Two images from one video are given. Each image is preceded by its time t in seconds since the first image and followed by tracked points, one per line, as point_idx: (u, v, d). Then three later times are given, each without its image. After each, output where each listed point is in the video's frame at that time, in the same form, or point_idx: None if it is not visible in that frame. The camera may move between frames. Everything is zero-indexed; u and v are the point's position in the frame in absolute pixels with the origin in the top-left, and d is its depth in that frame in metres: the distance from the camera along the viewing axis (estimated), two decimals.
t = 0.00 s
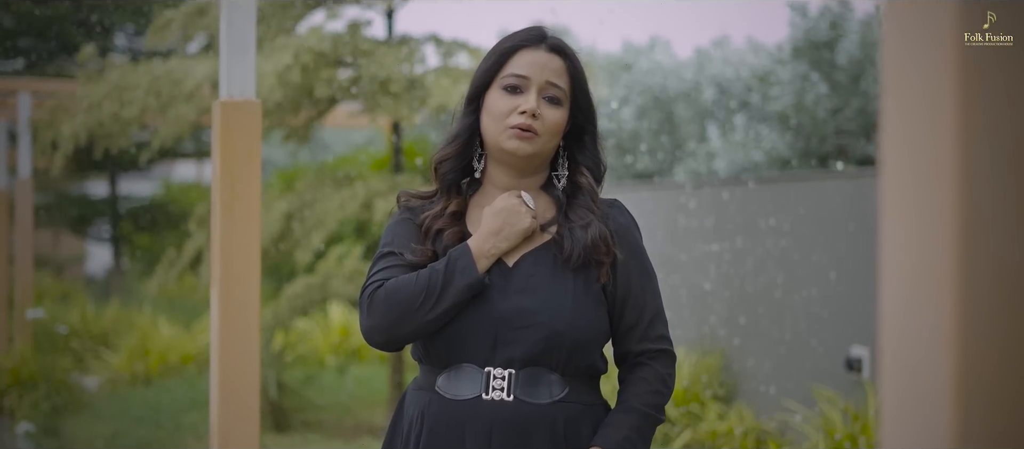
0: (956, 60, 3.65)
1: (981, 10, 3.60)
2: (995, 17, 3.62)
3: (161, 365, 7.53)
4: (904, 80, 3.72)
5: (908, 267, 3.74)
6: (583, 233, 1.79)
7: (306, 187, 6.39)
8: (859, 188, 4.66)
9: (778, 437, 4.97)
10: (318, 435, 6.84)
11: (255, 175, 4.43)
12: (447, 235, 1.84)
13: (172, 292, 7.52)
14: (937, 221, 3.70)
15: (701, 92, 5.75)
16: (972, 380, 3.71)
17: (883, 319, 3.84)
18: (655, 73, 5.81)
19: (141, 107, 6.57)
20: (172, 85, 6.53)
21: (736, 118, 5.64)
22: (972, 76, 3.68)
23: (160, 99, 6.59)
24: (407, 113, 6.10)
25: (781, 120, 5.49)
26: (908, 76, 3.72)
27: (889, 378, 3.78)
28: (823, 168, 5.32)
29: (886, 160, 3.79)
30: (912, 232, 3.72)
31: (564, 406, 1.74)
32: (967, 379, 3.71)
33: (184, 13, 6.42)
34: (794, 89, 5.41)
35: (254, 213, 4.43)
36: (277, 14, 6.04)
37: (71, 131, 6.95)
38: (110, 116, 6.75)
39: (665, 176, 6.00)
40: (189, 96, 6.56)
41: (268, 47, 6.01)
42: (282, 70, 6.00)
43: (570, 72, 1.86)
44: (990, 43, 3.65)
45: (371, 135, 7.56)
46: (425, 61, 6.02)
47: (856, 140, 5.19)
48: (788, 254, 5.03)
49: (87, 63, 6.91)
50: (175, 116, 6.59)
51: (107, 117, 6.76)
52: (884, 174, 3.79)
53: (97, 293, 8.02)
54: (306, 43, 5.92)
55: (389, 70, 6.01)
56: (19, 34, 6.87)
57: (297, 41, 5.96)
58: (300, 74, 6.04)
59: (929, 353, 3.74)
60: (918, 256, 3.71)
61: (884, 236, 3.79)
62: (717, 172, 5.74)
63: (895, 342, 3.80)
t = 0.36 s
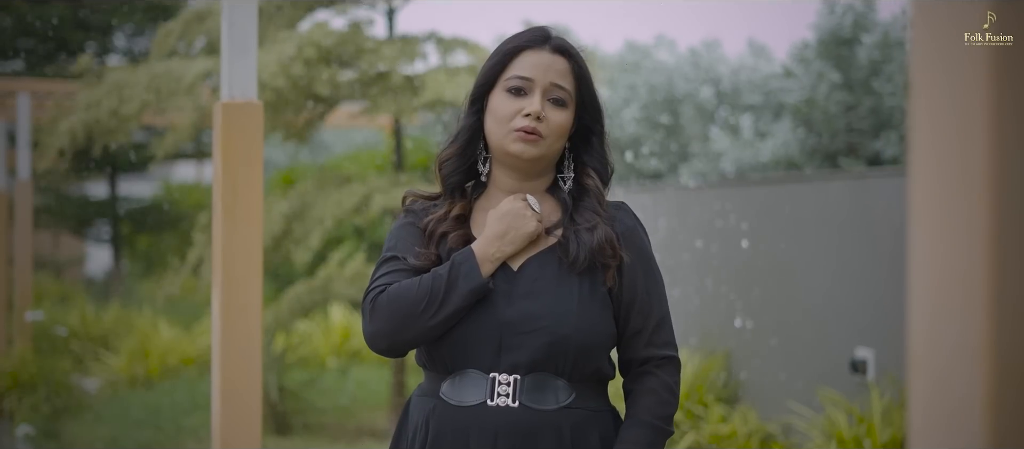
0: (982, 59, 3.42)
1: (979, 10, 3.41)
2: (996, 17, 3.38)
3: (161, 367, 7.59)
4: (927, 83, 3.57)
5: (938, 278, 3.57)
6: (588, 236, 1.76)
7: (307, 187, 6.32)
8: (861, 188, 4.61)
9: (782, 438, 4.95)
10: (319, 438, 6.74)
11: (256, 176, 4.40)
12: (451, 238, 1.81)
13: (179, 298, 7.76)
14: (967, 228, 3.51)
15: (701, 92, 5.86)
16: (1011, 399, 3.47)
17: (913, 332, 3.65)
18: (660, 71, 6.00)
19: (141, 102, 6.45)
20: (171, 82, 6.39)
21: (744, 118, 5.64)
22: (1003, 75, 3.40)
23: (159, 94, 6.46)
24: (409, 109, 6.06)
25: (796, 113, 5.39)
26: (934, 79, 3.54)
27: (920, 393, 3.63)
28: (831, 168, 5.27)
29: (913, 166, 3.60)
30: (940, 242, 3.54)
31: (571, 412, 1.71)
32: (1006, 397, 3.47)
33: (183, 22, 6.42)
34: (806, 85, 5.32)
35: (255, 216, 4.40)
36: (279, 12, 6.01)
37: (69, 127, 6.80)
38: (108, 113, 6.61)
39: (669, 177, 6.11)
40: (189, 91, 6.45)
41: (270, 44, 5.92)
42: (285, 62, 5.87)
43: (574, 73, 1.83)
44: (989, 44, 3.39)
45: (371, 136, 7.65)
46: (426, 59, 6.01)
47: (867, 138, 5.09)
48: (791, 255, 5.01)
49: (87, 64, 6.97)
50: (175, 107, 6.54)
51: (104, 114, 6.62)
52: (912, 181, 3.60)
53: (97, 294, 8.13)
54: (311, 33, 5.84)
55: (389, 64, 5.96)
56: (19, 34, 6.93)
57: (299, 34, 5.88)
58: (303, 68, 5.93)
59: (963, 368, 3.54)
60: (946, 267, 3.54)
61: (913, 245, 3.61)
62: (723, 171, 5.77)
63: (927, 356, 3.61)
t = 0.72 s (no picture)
0: (984, 59, 3.41)
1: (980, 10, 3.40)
2: (996, 17, 3.37)
3: (160, 369, 7.54)
4: (929, 85, 3.57)
5: (941, 280, 3.55)
6: (585, 236, 1.75)
7: (307, 189, 6.32)
8: (863, 187, 4.59)
9: (782, 440, 4.93)
10: (318, 440, 6.71)
11: (254, 177, 4.39)
12: (449, 241, 1.80)
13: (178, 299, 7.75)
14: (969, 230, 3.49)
15: (708, 90, 5.72)
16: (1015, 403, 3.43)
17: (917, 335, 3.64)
18: (670, 69, 5.83)
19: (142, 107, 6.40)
20: (172, 86, 6.35)
21: (757, 118, 5.47)
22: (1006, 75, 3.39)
23: (160, 100, 6.42)
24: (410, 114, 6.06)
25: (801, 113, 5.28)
26: (937, 81, 3.55)
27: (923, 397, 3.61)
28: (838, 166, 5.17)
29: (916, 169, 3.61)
30: (942, 244, 3.53)
31: (571, 413, 1.70)
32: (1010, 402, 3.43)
33: (182, 19, 6.37)
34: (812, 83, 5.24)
35: (253, 217, 4.39)
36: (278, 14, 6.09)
37: (68, 128, 6.74)
38: (108, 115, 6.55)
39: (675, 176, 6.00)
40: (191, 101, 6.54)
41: (268, 54, 5.98)
42: (283, 79, 5.94)
43: (570, 72, 1.81)
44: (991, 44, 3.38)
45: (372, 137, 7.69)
46: (426, 61, 5.98)
47: (870, 136, 5.04)
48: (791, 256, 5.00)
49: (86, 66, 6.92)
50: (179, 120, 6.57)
51: (105, 117, 6.55)
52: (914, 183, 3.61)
53: (96, 295, 8.21)
54: (309, 44, 5.88)
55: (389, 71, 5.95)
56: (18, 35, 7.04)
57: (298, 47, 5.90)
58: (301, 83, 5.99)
59: (965, 372, 3.51)
60: (949, 270, 3.52)
61: (916, 248, 3.61)
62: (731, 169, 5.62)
63: (930, 359, 3.59)
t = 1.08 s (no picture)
0: (977, 63, 3.67)
1: (979, 10, 3.61)
2: (995, 18, 3.61)
3: (159, 371, 7.59)
4: (925, 85, 3.76)
5: (938, 275, 3.77)
6: (580, 232, 1.76)
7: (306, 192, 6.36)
8: (862, 188, 4.65)
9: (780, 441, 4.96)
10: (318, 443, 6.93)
11: (251, 177, 4.38)
12: (446, 241, 1.81)
13: (175, 300, 7.70)
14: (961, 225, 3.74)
15: (717, 90, 5.66)
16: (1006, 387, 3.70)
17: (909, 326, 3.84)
18: (680, 69, 5.77)
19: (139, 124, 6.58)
20: (167, 100, 6.46)
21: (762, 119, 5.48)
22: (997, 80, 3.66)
23: (159, 117, 6.57)
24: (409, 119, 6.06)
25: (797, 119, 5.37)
26: (932, 81, 3.74)
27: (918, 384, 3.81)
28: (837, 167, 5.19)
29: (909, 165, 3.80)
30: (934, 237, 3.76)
31: (568, 412, 1.70)
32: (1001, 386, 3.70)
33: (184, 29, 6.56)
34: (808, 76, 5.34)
35: (249, 217, 4.39)
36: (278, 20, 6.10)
37: (71, 144, 6.88)
38: (109, 133, 6.72)
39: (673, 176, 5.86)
40: (190, 114, 6.56)
41: (267, 63, 6.02)
42: (290, 91, 6.02)
43: (560, 71, 1.81)
44: (989, 43, 3.63)
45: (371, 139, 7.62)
46: (426, 65, 5.98)
47: (865, 136, 5.11)
48: (789, 257, 5.01)
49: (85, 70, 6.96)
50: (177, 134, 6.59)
51: (106, 134, 6.71)
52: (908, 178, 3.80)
53: (94, 298, 7.79)
54: (311, 56, 5.91)
55: (388, 72, 5.95)
56: (19, 39, 6.99)
57: (299, 60, 5.91)
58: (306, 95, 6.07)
59: (958, 359, 3.76)
60: (944, 262, 3.75)
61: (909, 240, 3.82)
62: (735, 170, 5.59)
63: (924, 348, 3.80)
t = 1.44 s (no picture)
0: (958, 68, 3.77)
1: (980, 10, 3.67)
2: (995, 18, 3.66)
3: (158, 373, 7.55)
4: (909, 92, 3.90)
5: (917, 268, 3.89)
6: (574, 225, 1.77)
7: (305, 194, 6.42)
8: (860, 189, 4.68)
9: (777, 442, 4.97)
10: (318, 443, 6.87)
11: (250, 179, 4.42)
12: (438, 248, 1.81)
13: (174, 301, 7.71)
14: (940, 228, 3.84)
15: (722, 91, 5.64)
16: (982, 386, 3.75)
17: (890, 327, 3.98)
18: (688, 69, 5.76)
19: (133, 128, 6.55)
20: (164, 104, 6.50)
21: (747, 124, 5.57)
22: (974, 89, 3.76)
23: (152, 119, 6.57)
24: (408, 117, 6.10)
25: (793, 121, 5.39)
26: (912, 90, 3.89)
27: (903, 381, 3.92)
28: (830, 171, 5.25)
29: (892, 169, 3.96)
30: (916, 239, 3.88)
31: (564, 407, 1.72)
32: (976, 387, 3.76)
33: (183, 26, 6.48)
34: (800, 90, 5.32)
35: (248, 217, 4.42)
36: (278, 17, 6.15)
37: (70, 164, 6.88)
38: (103, 139, 6.73)
39: (668, 179, 5.94)
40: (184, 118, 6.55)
41: (272, 57, 6.06)
42: (296, 79, 6.00)
43: (543, 72, 1.81)
44: (990, 43, 3.70)
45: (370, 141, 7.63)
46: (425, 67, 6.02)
47: (863, 140, 5.14)
48: (786, 259, 5.05)
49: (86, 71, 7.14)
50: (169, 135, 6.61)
51: (100, 141, 6.73)
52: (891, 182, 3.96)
53: (94, 300, 8.00)
54: (315, 48, 5.96)
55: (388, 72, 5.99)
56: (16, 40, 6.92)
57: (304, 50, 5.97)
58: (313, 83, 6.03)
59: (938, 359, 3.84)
60: (926, 262, 3.86)
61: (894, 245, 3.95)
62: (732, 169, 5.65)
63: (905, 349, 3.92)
